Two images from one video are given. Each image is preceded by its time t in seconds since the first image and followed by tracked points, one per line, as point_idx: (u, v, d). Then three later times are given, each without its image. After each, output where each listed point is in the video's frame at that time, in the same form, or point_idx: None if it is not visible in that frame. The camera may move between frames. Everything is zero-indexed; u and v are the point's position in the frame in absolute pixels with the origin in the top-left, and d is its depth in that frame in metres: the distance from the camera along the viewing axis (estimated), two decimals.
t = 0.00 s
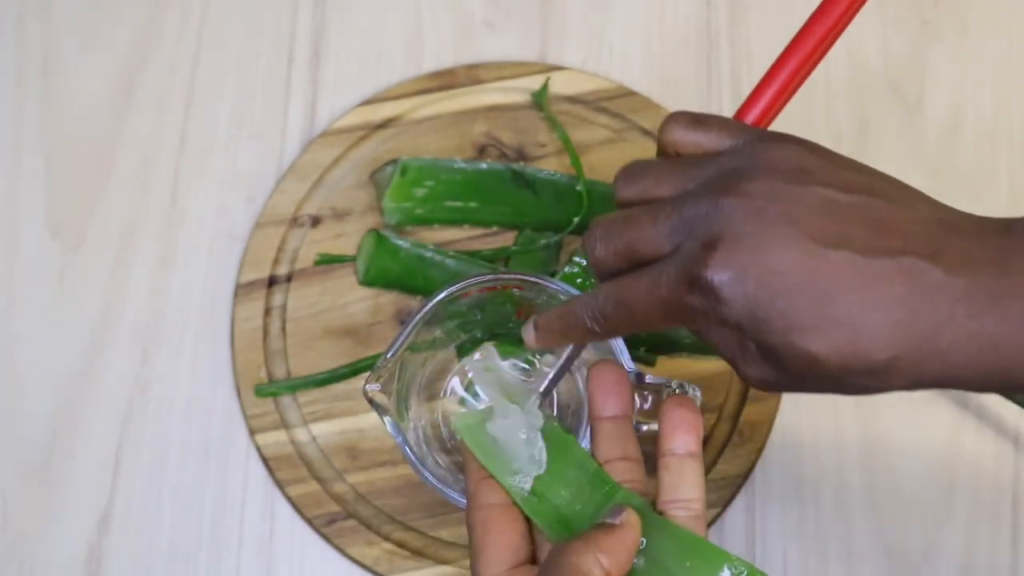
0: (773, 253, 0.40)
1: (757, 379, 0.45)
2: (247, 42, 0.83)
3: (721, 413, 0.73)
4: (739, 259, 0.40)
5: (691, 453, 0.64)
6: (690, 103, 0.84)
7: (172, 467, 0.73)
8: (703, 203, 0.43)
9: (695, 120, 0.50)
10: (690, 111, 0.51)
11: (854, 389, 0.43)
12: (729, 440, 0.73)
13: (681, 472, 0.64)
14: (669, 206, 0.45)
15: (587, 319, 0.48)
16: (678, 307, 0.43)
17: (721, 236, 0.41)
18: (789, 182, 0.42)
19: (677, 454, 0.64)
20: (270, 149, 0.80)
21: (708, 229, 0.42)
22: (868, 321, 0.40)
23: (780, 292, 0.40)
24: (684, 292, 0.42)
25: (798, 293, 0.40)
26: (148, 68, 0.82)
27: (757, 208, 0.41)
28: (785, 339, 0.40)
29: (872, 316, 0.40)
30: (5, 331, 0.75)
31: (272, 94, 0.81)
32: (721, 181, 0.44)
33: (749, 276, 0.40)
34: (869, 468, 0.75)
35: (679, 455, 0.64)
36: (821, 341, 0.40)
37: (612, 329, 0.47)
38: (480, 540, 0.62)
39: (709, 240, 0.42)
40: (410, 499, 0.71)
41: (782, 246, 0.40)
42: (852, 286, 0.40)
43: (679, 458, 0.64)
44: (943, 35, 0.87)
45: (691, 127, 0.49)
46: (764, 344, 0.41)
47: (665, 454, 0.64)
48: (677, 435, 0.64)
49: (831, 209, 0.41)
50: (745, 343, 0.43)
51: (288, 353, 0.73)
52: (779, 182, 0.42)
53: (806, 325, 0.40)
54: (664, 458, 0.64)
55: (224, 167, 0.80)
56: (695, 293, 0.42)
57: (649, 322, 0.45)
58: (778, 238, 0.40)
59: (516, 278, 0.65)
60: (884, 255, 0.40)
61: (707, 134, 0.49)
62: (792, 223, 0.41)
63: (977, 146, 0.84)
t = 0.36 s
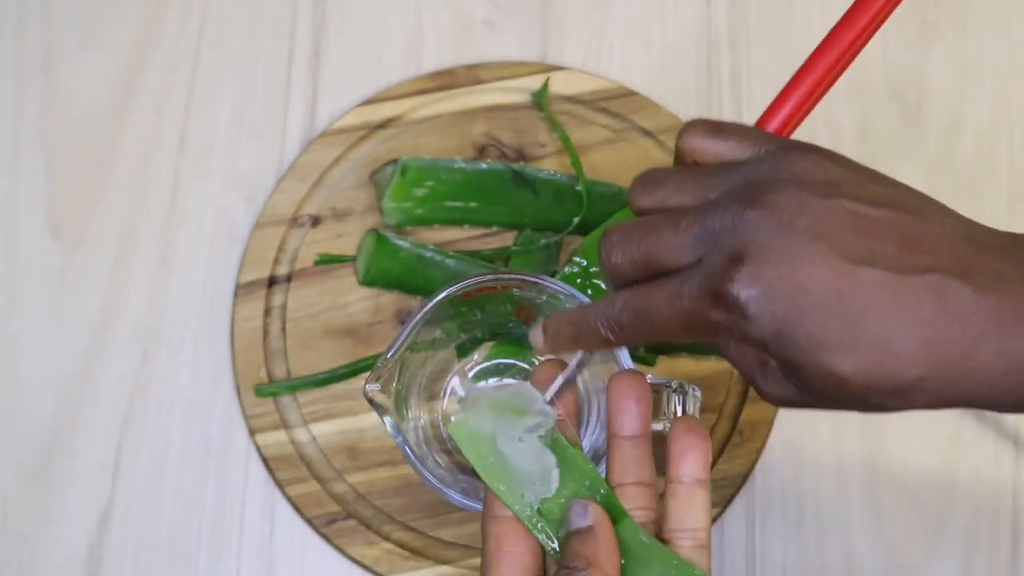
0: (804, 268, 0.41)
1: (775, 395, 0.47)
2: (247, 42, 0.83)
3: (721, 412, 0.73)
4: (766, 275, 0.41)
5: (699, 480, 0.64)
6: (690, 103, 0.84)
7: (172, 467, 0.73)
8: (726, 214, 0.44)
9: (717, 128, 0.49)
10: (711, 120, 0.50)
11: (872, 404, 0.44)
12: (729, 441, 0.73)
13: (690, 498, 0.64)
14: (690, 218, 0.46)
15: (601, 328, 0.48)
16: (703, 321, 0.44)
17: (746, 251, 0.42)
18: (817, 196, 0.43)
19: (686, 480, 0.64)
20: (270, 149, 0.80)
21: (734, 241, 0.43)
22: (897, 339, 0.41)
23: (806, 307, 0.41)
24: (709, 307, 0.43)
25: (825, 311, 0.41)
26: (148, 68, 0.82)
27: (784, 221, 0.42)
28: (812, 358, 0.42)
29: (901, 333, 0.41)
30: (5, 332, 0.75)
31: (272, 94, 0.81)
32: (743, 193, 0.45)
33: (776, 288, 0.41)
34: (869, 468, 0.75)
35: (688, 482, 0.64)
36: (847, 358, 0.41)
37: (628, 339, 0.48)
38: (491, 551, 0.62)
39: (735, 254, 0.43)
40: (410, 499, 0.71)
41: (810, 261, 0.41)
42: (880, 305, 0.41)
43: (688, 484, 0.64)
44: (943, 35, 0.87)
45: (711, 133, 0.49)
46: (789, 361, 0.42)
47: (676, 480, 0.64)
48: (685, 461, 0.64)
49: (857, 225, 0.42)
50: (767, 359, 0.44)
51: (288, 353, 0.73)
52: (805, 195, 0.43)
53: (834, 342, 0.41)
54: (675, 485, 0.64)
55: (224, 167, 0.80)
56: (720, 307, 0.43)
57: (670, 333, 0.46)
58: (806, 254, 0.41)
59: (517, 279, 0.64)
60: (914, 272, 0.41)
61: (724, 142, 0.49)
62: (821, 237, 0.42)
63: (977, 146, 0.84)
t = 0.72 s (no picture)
0: (821, 327, 0.40)
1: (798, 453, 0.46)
2: (247, 42, 0.83)
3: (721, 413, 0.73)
4: (783, 337, 0.40)
5: (722, 479, 0.64)
6: (690, 103, 0.84)
7: (172, 467, 0.73)
8: (740, 272, 0.43)
9: (726, 179, 0.50)
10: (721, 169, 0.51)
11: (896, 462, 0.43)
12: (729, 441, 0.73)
13: (712, 497, 0.64)
14: (701, 274, 0.45)
15: (614, 388, 0.48)
16: (720, 383, 0.43)
17: (761, 310, 0.41)
18: (831, 250, 0.42)
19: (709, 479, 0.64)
20: (270, 149, 0.80)
21: (747, 300, 0.42)
22: (919, 398, 0.40)
23: (826, 370, 0.40)
24: (724, 370, 0.42)
25: (845, 371, 0.40)
26: (148, 68, 0.82)
27: (799, 278, 0.41)
28: (834, 419, 0.41)
29: (923, 391, 0.40)
30: (5, 332, 0.75)
31: (272, 94, 0.81)
32: (759, 247, 0.44)
33: (794, 351, 0.40)
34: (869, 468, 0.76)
35: (711, 482, 0.64)
36: (869, 420, 0.40)
37: (641, 399, 0.47)
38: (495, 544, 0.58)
39: (749, 314, 0.42)
40: (411, 499, 0.71)
41: (828, 319, 0.40)
42: (902, 365, 0.40)
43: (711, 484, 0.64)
44: (942, 35, 0.87)
45: (721, 183, 0.50)
46: (808, 422, 0.42)
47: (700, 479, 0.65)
48: (709, 461, 0.64)
49: (875, 280, 0.41)
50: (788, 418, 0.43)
51: (288, 353, 0.73)
52: (821, 251, 0.42)
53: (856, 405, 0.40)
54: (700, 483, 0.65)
55: (223, 167, 0.80)
56: (736, 369, 0.42)
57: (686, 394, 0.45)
58: (823, 313, 0.40)
59: (514, 279, 0.64)
60: (936, 327, 0.40)
61: (735, 192, 0.50)
62: (840, 296, 0.40)
63: (976, 146, 0.84)
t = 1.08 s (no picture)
0: (790, 291, 0.41)
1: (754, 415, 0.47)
2: (248, 42, 0.83)
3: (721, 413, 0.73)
4: (753, 294, 0.41)
5: (717, 476, 0.64)
6: (690, 103, 0.84)
7: (172, 467, 0.73)
8: (719, 231, 0.44)
9: (717, 151, 0.50)
10: (715, 142, 0.51)
11: (844, 431, 0.45)
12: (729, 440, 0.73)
13: (705, 491, 0.64)
14: (683, 231, 0.45)
15: (585, 334, 0.48)
16: (687, 335, 0.43)
17: (736, 269, 0.42)
18: (808, 219, 0.43)
19: (702, 475, 0.64)
20: (270, 149, 0.80)
21: (723, 258, 0.43)
22: (873, 367, 0.41)
23: (789, 330, 0.41)
24: (693, 322, 0.43)
25: (807, 334, 0.41)
26: (148, 68, 0.82)
27: (775, 242, 0.42)
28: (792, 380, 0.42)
29: (878, 363, 0.41)
30: (6, 332, 0.75)
31: (272, 94, 0.81)
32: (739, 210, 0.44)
33: (762, 309, 0.41)
34: (869, 467, 0.76)
35: (704, 478, 0.64)
36: (824, 384, 0.41)
37: (611, 344, 0.47)
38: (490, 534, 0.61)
39: (724, 271, 0.42)
40: (410, 499, 0.71)
41: (797, 284, 0.41)
42: (861, 336, 0.41)
43: (705, 481, 0.64)
44: (942, 35, 0.87)
45: (711, 154, 0.50)
46: (769, 381, 0.43)
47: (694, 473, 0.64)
48: (704, 457, 0.64)
49: (846, 253, 0.42)
50: (749, 380, 0.44)
51: (288, 353, 0.73)
52: (799, 220, 0.43)
53: (815, 367, 0.41)
54: (693, 478, 0.64)
55: (223, 167, 0.80)
56: (703, 323, 0.42)
57: (653, 346, 0.46)
58: (793, 277, 0.41)
59: (517, 279, 0.64)
60: (899, 303, 0.41)
61: (724, 163, 0.49)
62: (811, 262, 0.41)
63: (977, 146, 0.84)
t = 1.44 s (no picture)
0: (773, 297, 0.42)
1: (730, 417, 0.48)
2: (247, 42, 0.83)
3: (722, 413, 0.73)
4: (738, 294, 0.43)
5: (733, 472, 0.65)
6: (691, 103, 0.84)
7: (172, 467, 0.73)
8: (718, 233, 0.45)
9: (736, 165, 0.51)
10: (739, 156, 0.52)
11: (816, 447, 0.46)
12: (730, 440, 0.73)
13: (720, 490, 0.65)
14: (687, 228, 0.47)
15: (581, 309, 0.50)
16: (672, 325, 0.45)
17: (726, 268, 0.43)
18: (808, 233, 0.44)
19: (719, 472, 0.65)
20: (270, 149, 0.80)
21: (718, 258, 0.44)
22: (847, 383, 0.42)
23: (768, 333, 0.42)
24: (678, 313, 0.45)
25: (784, 340, 0.42)
26: (147, 68, 0.82)
27: (768, 250, 0.43)
28: (765, 384, 0.43)
29: (853, 380, 0.42)
30: (5, 332, 0.75)
31: (272, 94, 0.81)
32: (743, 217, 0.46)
33: (744, 309, 0.43)
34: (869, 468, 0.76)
35: (720, 475, 0.65)
36: (795, 392, 0.43)
37: (601, 324, 0.50)
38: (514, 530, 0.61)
39: (716, 269, 0.44)
40: (410, 499, 0.71)
41: (782, 292, 0.42)
42: (839, 350, 0.42)
43: (721, 478, 0.65)
44: (943, 35, 0.87)
45: (732, 168, 0.51)
46: (744, 382, 0.44)
47: (710, 471, 0.65)
48: (718, 453, 0.65)
49: (839, 270, 0.43)
50: (729, 383, 0.46)
51: (288, 353, 0.73)
52: (797, 231, 0.44)
53: (789, 374, 0.43)
54: (709, 475, 0.65)
55: (223, 167, 0.80)
56: (687, 314, 0.44)
57: (641, 331, 0.48)
58: (779, 285, 0.43)
59: (517, 278, 0.64)
60: (879, 324, 0.42)
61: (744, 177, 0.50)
62: (800, 274, 0.43)
63: (977, 145, 0.84)
